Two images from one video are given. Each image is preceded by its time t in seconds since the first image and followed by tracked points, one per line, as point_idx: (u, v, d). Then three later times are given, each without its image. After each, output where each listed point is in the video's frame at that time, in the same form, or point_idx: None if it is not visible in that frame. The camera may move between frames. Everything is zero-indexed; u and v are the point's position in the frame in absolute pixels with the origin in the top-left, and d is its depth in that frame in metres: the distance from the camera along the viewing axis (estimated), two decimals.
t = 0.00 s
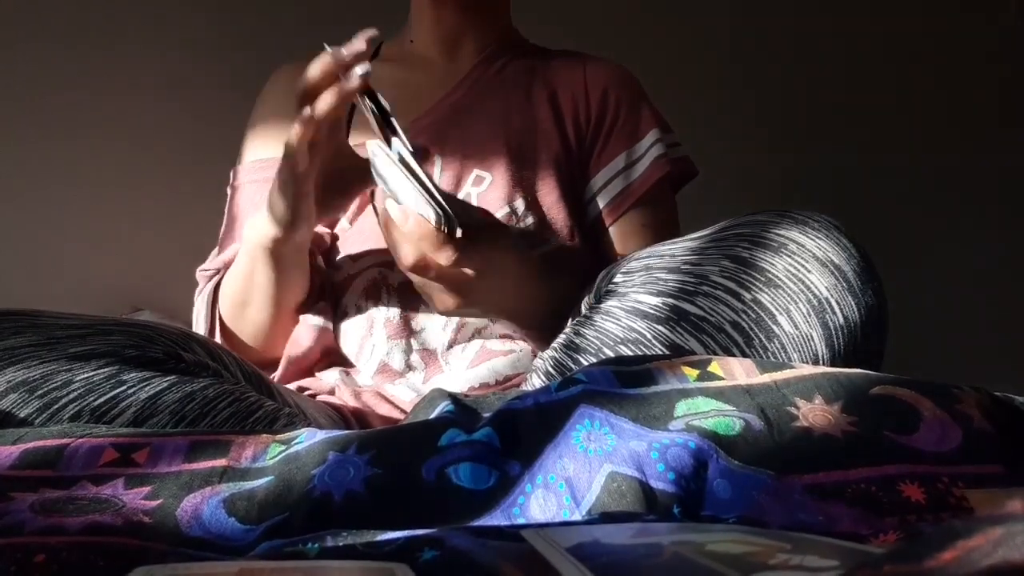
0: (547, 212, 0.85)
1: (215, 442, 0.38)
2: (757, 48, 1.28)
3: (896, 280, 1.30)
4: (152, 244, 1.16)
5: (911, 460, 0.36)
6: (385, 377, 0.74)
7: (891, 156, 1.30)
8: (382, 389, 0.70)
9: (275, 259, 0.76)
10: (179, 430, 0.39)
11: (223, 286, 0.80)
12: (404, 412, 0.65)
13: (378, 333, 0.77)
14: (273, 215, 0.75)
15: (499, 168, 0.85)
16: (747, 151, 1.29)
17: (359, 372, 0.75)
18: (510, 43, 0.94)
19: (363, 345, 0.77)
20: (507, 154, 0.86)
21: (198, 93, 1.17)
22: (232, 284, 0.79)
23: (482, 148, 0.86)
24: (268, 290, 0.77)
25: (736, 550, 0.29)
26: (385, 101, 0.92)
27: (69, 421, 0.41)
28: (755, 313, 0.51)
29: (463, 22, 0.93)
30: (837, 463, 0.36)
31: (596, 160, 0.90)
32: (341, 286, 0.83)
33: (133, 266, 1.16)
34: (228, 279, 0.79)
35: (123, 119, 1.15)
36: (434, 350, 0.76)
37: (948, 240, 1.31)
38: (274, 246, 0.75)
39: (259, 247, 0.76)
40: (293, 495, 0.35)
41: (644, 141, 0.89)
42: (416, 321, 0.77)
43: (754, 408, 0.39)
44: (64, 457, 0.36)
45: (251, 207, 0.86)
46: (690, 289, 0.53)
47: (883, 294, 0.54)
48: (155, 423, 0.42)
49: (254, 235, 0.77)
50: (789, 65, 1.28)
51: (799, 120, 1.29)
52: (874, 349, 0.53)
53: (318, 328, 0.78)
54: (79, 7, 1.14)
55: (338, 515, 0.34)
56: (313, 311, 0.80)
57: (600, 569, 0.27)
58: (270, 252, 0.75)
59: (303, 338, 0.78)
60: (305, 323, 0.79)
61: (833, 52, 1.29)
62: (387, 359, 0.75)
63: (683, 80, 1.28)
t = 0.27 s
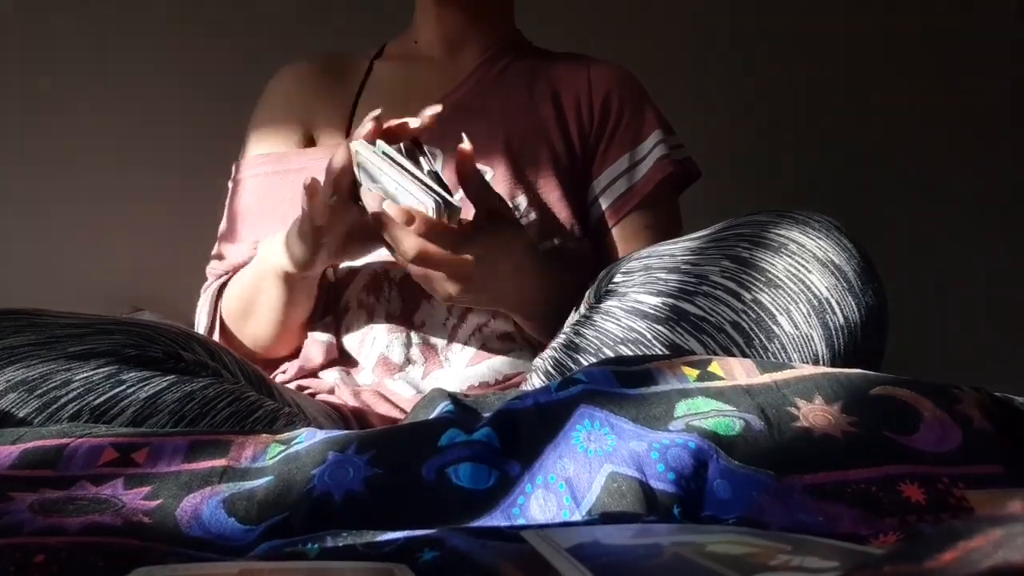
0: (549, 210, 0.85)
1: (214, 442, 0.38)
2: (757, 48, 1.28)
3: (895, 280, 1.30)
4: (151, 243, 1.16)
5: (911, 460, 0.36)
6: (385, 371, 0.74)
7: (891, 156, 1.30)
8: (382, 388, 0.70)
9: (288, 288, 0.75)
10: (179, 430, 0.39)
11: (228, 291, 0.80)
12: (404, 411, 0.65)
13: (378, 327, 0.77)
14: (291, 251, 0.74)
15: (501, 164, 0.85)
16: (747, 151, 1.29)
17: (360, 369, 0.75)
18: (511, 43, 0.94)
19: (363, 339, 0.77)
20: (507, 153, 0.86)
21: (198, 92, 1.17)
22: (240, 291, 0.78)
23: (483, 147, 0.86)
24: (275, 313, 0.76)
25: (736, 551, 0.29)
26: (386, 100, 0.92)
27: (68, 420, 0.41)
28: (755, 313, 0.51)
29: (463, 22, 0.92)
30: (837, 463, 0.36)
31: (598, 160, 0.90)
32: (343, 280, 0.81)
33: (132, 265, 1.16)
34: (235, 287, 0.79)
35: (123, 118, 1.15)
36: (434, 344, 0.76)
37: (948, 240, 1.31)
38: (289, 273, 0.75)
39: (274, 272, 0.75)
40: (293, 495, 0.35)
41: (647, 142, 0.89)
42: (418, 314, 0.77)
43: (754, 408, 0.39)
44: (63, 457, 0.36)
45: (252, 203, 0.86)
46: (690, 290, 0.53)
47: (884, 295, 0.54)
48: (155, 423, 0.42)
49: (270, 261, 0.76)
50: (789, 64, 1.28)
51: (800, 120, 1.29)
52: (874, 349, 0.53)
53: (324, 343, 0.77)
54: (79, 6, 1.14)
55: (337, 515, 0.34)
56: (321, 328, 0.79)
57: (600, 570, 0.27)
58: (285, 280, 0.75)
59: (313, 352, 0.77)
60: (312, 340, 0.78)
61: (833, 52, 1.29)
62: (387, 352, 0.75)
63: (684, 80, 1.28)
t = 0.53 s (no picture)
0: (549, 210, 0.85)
1: (215, 443, 0.38)
2: (758, 50, 1.28)
3: (896, 282, 1.30)
4: (152, 245, 1.16)
5: (911, 461, 0.36)
6: (386, 370, 0.74)
7: (891, 158, 1.30)
8: (382, 389, 0.70)
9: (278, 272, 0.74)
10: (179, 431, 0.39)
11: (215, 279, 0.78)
12: (404, 413, 0.65)
13: (379, 327, 0.77)
14: (280, 247, 0.70)
15: (501, 165, 0.86)
16: (748, 153, 1.29)
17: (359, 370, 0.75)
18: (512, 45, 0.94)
19: (364, 340, 0.77)
20: (508, 155, 0.86)
21: (199, 95, 1.17)
22: (227, 280, 0.76)
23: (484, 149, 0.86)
24: (262, 300, 0.75)
25: (736, 551, 0.29)
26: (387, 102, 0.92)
27: (69, 420, 0.41)
28: (755, 314, 0.51)
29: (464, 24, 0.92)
30: (837, 464, 0.36)
31: (599, 163, 0.90)
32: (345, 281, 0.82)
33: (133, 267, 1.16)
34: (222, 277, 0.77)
35: (124, 120, 1.15)
36: (436, 343, 0.76)
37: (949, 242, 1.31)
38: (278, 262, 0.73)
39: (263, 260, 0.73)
40: (293, 495, 0.35)
41: (649, 144, 0.89)
42: (419, 316, 0.77)
43: (754, 409, 0.39)
44: (64, 457, 0.36)
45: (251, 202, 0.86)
46: (691, 291, 0.53)
47: (884, 296, 0.54)
48: (156, 424, 0.42)
49: (257, 250, 0.73)
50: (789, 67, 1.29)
51: (800, 122, 1.29)
52: (874, 350, 0.53)
53: (311, 335, 0.77)
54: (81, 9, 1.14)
55: (338, 516, 0.34)
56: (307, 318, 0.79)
57: (601, 570, 0.27)
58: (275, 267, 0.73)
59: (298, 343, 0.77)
60: (299, 330, 0.78)
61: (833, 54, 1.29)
62: (388, 352, 0.75)
63: (684, 82, 1.28)
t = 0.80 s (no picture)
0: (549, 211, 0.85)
1: (215, 443, 0.38)
2: (757, 49, 1.28)
3: (895, 281, 1.30)
4: (152, 245, 1.16)
5: (910, 461, 0.36)
6: (386, 373, 0.74)
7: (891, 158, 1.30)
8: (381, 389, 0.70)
9: (291, 297, 0.75)
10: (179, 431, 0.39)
11: (226, 295, 0.80)
12: (404, 413, 0.65)
13: (380, 328, 0.77)
14: (292, 262, 0.73)
15: (501, 164, 0.85)
16: (747, 153, 1.29)
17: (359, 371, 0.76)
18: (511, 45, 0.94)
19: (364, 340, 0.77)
20: (507, 154, 0.86)
21: (199, 95, 1.17)
22: (238, 301, 0.78)
23: (483, 148, 0.86)
24: (274, 321, 0.76)
25: (736, 551, 0.29)
26: (386, 101, 0.92)
27: (69, 421, 0.41)
28: (755, 314, 0.51)
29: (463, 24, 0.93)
30: (837, 463, 0.36)
31: (598, 162, 0.90)
32: (344, 285, 0.81)
33: (133, 267, 1.16)
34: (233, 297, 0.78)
35: (123, 120, 1.15)
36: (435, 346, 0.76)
37: (949, 241, 1.31)
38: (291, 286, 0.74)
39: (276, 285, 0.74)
40: (293, 495, 0.35)
41: (648, 144, 0.89)
42: (420, 318, 0.77)
43: (754, 409, 0.39)
44: (64, 457, 0.36)
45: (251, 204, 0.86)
46: (691, 291, 0.53)
47: (883, 296, 0.54)
48: (156, 424, 0.42)
49: (270, 274, 0.75)
50: (789, 66, 1.29)
51: (800, 122, 1.29)
52: (874, 350, 0.53)
53: (323, 344, 0.77)
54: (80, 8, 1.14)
55: (338, 516, 0.34)
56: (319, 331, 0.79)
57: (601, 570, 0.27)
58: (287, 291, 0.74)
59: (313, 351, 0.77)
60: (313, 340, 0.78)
61: (833, 54, 1.29)
62: (388, 355, 0.75)
63: (684, 82, 1.28)
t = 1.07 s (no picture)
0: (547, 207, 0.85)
1: (214, 443, 0.38)
2: (757, 48, 1.28)
3: (895, 279, 1.30)
4: (151, 244, 1.16)
5: (911, 461, 0.36)
6: (385, 370, 0.74)
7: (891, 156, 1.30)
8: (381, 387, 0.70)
9: (287, 252, 0.77)
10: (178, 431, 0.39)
11: (226, 285, 0.81)
12: (403, 411, 0.65)
13: (379, 325, 0.77)
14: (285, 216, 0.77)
15: (499, 162, 0.85)
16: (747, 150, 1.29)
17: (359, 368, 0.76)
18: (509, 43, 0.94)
19: (363, 338, 0.77)
20: (506, 151, 0.86)
21: (198, 93, 1.17)
22: (238, 285, 0.79)
23: (482, 146, 0.86)
24: (275, 286, 0.78)
25: (736, 551, 0.29)
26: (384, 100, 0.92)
27: (68, 421, 0.41)
28: (755, 313, 0.51)
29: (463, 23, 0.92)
30: (837, 463, 0.36)
31: (597, 160, 0.90)
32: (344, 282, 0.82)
33: (132, 265, 1.16)
34: (232, 283, 0.80)
35: (122, 118, 1.15)
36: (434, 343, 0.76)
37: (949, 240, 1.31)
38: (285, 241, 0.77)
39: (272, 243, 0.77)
40: (293, 495, 0.35)
41: (645, 140, 0.89)
42: (418, 313, 0.77)
43: (754, 408, 0.39)
44: (62, 457, 0.36)
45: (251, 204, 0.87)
46: (690, 290, 0.53)
47: (883, 294, 0.54)
48: (155, 424, 0.42)
49: (264, 235, 0.78)
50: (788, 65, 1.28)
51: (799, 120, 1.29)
52: (874, 349, 0.53)
53: (320, 309, 0.78)
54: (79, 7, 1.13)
55: (338, 516, 0.34)
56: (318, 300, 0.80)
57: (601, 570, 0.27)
58: (284, 246, 0.77)
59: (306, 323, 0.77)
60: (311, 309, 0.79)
61: (833, 52, 1.29)
62: (387, 352, 0.75)
63: (683, 80, 1.28)
